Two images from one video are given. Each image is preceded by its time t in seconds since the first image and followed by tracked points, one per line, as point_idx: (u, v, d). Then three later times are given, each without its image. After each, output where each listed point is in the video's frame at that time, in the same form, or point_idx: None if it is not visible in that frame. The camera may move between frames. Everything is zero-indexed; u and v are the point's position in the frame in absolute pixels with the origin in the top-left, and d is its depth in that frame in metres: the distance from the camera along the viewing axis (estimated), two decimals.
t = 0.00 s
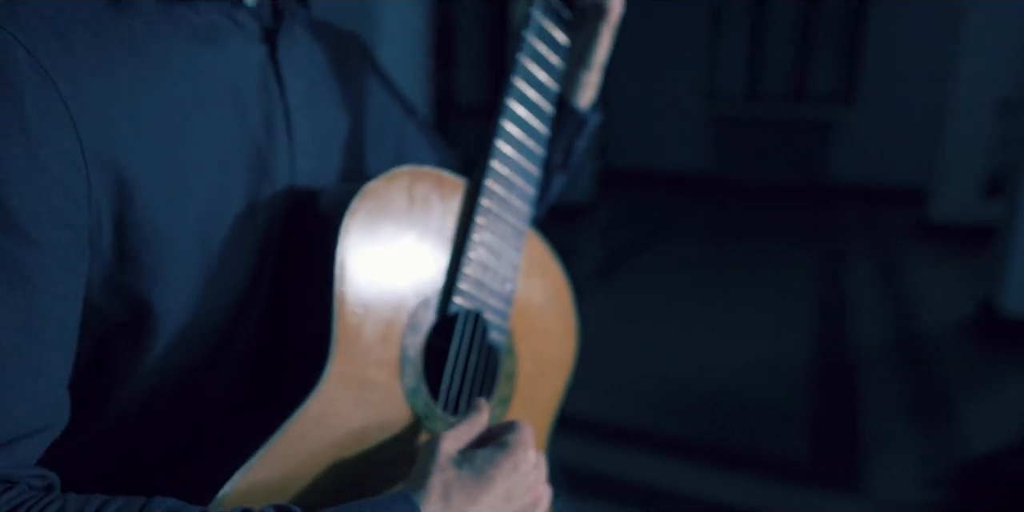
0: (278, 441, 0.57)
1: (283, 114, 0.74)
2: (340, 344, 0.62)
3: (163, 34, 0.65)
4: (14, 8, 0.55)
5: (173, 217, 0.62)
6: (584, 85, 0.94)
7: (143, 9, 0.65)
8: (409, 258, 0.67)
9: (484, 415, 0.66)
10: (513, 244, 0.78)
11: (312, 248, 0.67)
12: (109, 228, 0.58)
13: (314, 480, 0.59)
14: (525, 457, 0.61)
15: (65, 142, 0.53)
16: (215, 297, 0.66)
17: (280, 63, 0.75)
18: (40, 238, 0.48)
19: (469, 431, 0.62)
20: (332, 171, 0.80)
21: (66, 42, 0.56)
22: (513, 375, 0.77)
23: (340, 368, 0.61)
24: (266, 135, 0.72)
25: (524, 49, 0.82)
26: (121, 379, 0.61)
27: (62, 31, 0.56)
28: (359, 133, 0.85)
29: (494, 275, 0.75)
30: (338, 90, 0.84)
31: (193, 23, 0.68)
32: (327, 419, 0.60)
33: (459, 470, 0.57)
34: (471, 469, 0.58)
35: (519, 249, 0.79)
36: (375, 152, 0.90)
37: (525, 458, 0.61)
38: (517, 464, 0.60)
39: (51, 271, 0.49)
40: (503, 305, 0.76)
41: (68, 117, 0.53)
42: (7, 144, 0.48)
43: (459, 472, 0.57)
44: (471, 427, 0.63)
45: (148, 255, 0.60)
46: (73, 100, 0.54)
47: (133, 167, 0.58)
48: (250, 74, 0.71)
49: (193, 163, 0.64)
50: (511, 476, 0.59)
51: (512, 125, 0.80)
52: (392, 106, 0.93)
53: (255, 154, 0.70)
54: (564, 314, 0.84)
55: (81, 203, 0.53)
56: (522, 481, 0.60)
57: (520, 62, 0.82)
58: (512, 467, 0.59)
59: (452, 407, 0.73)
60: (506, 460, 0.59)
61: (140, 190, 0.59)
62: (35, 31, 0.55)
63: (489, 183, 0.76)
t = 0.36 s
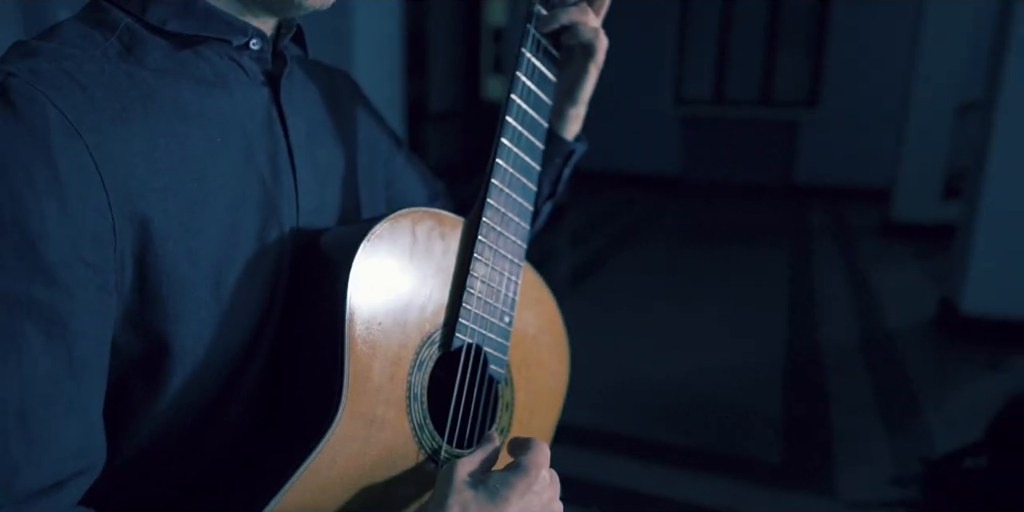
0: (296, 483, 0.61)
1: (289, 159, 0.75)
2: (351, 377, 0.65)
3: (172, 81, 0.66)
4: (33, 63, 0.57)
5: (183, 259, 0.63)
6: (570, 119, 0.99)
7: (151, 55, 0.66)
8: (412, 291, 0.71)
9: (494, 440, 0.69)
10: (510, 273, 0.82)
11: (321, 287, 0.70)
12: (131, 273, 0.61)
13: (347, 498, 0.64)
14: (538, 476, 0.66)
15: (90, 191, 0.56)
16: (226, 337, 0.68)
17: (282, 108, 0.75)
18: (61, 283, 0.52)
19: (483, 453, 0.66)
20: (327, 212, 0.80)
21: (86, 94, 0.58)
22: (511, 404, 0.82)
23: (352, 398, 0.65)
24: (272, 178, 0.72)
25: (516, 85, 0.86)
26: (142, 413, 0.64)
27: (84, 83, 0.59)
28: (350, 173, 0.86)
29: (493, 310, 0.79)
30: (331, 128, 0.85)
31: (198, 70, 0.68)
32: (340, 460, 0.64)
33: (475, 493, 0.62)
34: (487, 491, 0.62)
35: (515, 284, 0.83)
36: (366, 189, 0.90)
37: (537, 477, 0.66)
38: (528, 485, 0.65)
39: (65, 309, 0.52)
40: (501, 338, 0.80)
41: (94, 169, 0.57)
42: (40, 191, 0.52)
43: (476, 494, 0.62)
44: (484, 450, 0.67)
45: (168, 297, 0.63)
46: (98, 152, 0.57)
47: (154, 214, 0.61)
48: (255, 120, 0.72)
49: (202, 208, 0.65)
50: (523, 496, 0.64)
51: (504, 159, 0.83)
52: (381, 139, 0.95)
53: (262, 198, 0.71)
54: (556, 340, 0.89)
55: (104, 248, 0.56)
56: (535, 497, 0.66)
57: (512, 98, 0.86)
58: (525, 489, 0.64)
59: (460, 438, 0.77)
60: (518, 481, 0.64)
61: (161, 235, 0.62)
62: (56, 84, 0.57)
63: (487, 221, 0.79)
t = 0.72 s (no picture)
0: None
1: (282, 205, 0.74)
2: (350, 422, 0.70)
3: (174, 133, 0.65)
4: (40, 121, 0.57)
5: (186, 310, 0.64)
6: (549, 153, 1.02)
7: (149, 107, 0.65)
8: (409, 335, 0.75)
9: (480, 469, 0.73)
10: (500, 312, 0.87)
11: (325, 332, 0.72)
12: (136, 324, 0.62)
13: None
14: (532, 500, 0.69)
15: (101, 246, 0.57)
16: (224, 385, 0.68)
17: (275, 154, 0.75)
18: (74, 329, 0.54)
19: (472, 483, 0.71)
20: (321, 256, 0.82)
21: (92, 151, 0.58)
22: (499, 439, 0.87)
23: (351, 441, 0.69)
24: (270, 226, 0.72)
25: (500, 131, 0.89)
26: (147, 455, 0.66)
27: (88, 138, 0.59)
28: (342, 214, 0.88)
29: (483, 349, 0.84)
30: (321, 168, 0.87)
31: (195, 121, 0.68)
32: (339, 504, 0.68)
33: None
34: None
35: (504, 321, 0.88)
36: (357, 228, 0.93)
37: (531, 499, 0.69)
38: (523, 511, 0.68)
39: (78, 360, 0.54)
40: (490, 375, 0.85)
41: (105, 224, 0.57)
42: (52, 252, 0.53)
43: None
44: (472, 479, 0.71)
45: (173, 347, 0.63)
46: (107, 208, 0.58)
47: (161, 265, 0.61)
48: (253, 168, 0.71)
49: (206, 259, 0.65)
50: None
51: (492, 202, 0.88)
52: (366, 174, 0.98)
53: (261, 246, 0.71)
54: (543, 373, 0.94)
55: (114, 298, 0.57)
56: None
57: (496, 144, 0.89)
58: None
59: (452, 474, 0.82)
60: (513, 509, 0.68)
61: (166, 286, 0.62)
62: (63, 142, 0.57)
63: (476, 263, 0.84)
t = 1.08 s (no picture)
0: None
1: (307, 243, 0.78)
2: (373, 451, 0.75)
3: (204, 178, 0.68)
4: (81, 170, 0.60)
5: (216, 349, 0.67)
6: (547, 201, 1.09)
7: (180, 154, 0.68)
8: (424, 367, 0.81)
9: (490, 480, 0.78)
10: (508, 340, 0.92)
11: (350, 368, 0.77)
12: (172, 356, 0.65)
13: None
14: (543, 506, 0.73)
15: (139, 291, 0.60)
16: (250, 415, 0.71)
17: (297, 192, 0.78)
18: (114, 371, 0.57)
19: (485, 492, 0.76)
20: (340, 289, 0.85)
21: (131, 199, 0.61)
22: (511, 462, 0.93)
23: (373, 470, 0.75)
24: (293, 264, 0.76)
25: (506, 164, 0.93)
26: (175, 491, 0.69)
27: (128, 187, 0.62)
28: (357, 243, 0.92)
29: (493, 375, 0.89)
30: (338, 198, 0.91)
31: (223, 164, 0.70)
32: None
33: None
34: None
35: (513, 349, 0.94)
36: (371, 261, 0.96)
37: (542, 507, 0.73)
38: None
39: (118, 397, 0.57)
40: (500, 400, 0.90)
41: (144, 269, 0.61)
42: (97, 301, 0.56)
43: None
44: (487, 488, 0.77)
45: (204, 382, 0.67)
46: (146, 255, 0.61)
47: (193, 306, 0.64)
48: (277, 209, 0.75)
49: (234, 299, 0.68)
50: None
51: (502, 234, 0.92)
52: (378, 200, 1.02)
53: (283, 285, 0.74)
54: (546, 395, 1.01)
55: (150, 338, 0.61)
56: None
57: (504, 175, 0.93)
58: None
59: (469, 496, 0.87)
60: None
61: (200, 324, 0.65)
62: (106, 193, 0.60)
63: (486, 294, 0.89)
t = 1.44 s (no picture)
0: None
1: (332, 276, 0.84)
2: (392, 473, 0.83)
3: (243, 219, 0.74)
4: (132, 219, 0.66)
5: (253, 383, 0.73)
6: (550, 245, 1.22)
7: (219, 196, 0.74)
8: (439, 392, 0.89)
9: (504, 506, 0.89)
10: (516, 364, 1.02)
11: (367, 396, 0.84)
12: (213, 391, 0.70)
13: None
14: None
15: (185, 333, 0.66)
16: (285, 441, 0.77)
17: (322, 227, 0.84)
18: (163, 415, 0.64)
19: None
20: (359, 312, 0.91)
21: (178, 246, 0.67)
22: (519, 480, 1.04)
23: (391, 490, 0.83)
24: (321, 297, 0.82)
25: (513, 218, 1.04)
26: None
27: (174, 234, 0.68)
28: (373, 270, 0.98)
29: (502, 401, 1.00)
30: (358, 229, 0.99)
31: (258, 205, 0.76)
32: None
33: None
34: None
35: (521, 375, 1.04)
36: (383, 289, 1.03)
37: None
38: None
39: (165, 441, 0.64)
40: (507, 423, 1.01)
41: (190, 312, 0.67)
42: (147, 343, 0.63)
43: None
44: None
45: (240, 414, 0.72)
46: (191, 298, 0.67)
47: (234, 344, 0.70)
48: (306, 245, 0.81)
49: (270, 335, 0.74)
50: None
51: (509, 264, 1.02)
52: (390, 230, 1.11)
53: (312, 316, 0.80)
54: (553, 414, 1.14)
55: (195, 377, 0.67)
56: None
57: (510, 227, 1.03)
58: None
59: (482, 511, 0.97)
60: None
61: (237, 361, 0.71)
62: (154, 240, 0.66)
63: (495, 325, 0.98)
